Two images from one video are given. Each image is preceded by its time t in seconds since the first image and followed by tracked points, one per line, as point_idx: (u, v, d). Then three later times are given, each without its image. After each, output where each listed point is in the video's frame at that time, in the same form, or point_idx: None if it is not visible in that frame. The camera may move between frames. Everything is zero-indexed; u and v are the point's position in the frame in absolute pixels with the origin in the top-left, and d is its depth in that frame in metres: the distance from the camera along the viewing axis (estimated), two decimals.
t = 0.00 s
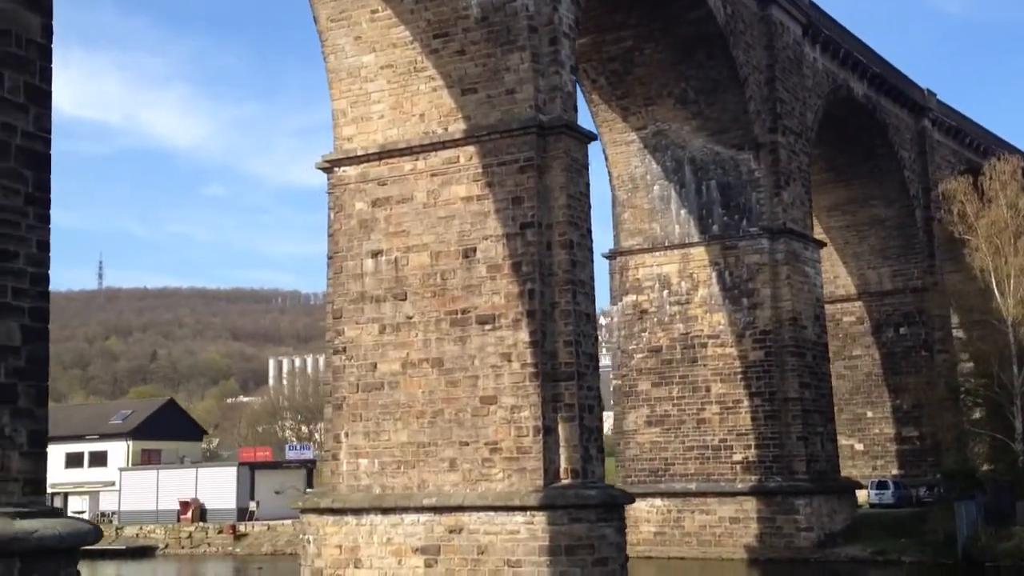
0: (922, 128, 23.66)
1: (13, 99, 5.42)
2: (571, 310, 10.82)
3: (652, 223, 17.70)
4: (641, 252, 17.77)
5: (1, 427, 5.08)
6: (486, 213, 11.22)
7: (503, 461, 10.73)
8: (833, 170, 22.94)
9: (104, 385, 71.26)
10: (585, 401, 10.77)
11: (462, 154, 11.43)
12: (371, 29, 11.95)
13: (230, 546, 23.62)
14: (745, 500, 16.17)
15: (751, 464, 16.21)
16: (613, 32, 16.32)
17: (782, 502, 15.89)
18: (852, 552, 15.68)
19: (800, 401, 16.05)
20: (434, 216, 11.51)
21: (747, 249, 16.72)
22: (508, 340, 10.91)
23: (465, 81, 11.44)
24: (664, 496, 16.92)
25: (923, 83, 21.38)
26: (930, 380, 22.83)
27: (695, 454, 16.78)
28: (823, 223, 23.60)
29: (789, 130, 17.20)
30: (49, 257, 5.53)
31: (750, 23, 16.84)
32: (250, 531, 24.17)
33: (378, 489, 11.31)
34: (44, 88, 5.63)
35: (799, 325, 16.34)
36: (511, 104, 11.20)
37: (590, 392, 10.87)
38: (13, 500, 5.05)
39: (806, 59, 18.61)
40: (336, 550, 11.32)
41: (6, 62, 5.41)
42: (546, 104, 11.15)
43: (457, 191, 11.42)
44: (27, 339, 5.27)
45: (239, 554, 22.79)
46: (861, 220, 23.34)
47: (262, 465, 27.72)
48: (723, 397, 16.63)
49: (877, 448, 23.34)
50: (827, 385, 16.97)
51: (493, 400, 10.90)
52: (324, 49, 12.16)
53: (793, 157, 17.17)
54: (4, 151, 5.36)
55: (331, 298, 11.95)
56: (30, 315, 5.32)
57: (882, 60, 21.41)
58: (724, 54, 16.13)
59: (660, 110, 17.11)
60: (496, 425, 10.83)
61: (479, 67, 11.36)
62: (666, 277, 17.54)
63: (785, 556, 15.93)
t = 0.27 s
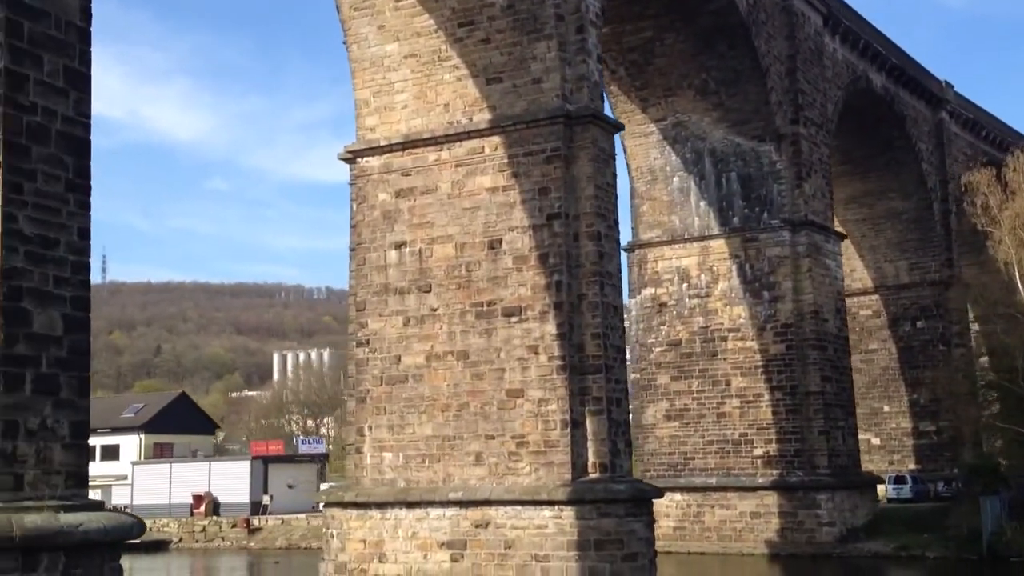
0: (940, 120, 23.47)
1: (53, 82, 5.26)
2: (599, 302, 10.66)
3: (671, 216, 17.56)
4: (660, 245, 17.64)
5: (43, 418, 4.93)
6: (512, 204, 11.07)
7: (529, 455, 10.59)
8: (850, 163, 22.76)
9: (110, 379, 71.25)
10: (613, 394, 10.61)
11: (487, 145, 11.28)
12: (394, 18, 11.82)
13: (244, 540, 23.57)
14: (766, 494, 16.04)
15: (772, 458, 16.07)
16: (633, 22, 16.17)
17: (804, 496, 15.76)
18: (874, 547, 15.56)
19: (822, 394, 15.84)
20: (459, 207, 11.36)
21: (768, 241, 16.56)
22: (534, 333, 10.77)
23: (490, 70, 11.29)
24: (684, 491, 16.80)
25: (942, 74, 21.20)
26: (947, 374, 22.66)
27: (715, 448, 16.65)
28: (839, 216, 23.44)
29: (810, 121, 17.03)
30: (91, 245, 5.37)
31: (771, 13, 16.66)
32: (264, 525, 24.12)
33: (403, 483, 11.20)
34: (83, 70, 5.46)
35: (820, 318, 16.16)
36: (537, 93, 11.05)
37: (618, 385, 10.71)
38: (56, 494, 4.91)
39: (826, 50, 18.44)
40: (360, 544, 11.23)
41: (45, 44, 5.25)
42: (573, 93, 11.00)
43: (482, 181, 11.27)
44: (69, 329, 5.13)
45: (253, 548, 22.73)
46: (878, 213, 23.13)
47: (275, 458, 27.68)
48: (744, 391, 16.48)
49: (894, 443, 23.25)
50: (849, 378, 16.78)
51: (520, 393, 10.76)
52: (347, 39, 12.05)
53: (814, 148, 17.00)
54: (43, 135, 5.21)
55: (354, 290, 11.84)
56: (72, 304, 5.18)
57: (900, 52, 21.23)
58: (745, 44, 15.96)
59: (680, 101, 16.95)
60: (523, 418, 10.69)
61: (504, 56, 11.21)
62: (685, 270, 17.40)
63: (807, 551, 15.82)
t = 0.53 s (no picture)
0: (956, 113, 23.28)
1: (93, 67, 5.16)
2: (626, 295, 10.50)
3: (689, 209, 17.42)
4: (679, 238, 17.51)
5: (86, 411, 4.87)
6: (537, 196, 10.92)
7: (556, 450, 10.45)
8: (866, 157, 22.60)
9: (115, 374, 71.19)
10: (640, 388, 10.46)
11: (512, 136, 11.13)
12: (417, 8, 11.69)
13: (256, 536, 23.47)
14: (786, 490, 15.90)
15: (792, 454, 15.94)
16: (653, 13, 16.01)
17: (825, 492, 15.63)
18: (896, 543, 15.43)
19: (842, 389, 15.70)
20: (483, 199, 11.22)
21: (788, 235, 16.42)
22: (560, 327, 10.62)
23: (515, 60, 11.15)
24: (703, 486, 16.67)
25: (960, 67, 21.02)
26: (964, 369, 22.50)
27: (734, 444, 16.52)
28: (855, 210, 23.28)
29: (830, 114, 16.86)
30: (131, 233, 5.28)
31: (791, 4, 16.50)
32: (276, 521, 24.03)
33: (426, 478, 11.08)
34: (122, 55, 5.37)
35: (841, 312, 16.00)
36: (562, 84, 10.89)
37: (645, 379, 10.56)
38: (101, 488, 4.86)
39: (845, 42, 18.27)
40: (383, 540, 11.12)
41: (85, 27, 5.16)
42: (599, 84, 10.85)
43: (506, 173, 11.13)
44: (111, 321, 5.05)
45: (266, 544, 22.63)
46: (893, 207, 22.95)
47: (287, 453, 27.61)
48: (763, 386, 16.34)
49: (909, 438, 23.25)
50: (869, 373, 16.62)
51: (546, 387, 10.62)
52: (369, 29, 11.93)
53: (833, 141, 16.83)
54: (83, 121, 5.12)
55: (376, 283, 11.71)
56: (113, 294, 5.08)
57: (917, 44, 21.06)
58: (766, 36, 15.80)
59: (699, 93, 16.80)
60: (549, 413, 10.55)
61: (529, 46, 11.07)
62: (704, 263, 17.26)
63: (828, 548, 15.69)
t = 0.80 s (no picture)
0: (972, 107, 23.10)
1: (136, 51, 4.99)
2: (653, 288, 10.33)
3: (707, 202, 17.27)
4: (697, 232, 17.37)
5: (130, 403, 4.72)
6: (563, 187, 10.76)
7: (582, 445, 10.30)
8: (882, 151, 22.43)
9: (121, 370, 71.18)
10: (667, 382, 10.31)
11: (537, 127, 10.97)
12: None
13: (269, 531, 23.39)
14: (806, 486, 15.75)
15: (813, 449, 15.80)
16: (673, 5, 15.86)
17: (846, 488, 15.49)
18: (918, 540, 15.28)
19: (863, 384, 15.53)
20: (507, 190, 11.07)
21: (808, 229, 16.27)
22: (587, 320, 10.47)
23: (540, 50, 11.00)
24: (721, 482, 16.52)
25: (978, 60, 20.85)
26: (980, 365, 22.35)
27: (753, 439, 16.39)
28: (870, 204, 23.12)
29: (850, 106, 16.70)
30: (174, 223, 5.16)
31: None
32: (289, 516, 23.96)
33: (450, 473, 10.95)
34: (163, 39, 5.19)
35: (862, 307, 15.84)
36: (589, 74, 10.74)
37: (672, 373, 10.41)
38: (147, 482, 4.72)
39: (864, 34, 18.11)
40: (406, 535, 11.02)
41: (127, 10, 4.98)
42: (626, 74, 10.70)
43: (531, 165, 10.98)
44: (155, 311, 4.92)
45: (279, 539, 22.55)
46: (909, 201, 22.76)
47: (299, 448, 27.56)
48: (783, 381, 16.20)
49: (925, 434, 23.14)
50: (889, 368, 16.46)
51: (572, 381, 10.47)
52: (391, 20, 11.81)
53: (854, 134, 16.67)
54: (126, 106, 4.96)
55: (398, 276, 11.59)
56: (156, 284, 4.96)
57: (935, 37, 20.89)
58: (787, 27, 15.64)
59: (719, 85, 16.65)
60: (575, 407, 10.40)
61: (554, 36, 10.92)
62: (722, 257, 17.12)
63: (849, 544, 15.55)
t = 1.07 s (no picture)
0: (989, 100, 22.91)
1: (180, 34, 4.87)
2: (682, 282, 10.15)
3: (726, 195, 17.12)
4: (716, 226, 17.20)
5: (178, 395, 4.63)
6: (589, 179, 10.61)
7: (611, 440, 10.13)
8: (899, 144, 22.26)
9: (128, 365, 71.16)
10: (697, 376, 10.12)
11: (563, 117, 10.82)
12: None
13: (282, 526, 23.30)
14: (827, 482, 15.61)
15: (834, 445, 15.67)
16: None
17: (868, 484, 15.36)
18: (941, 537, 15.14)
19: (885, 379, 15.39)
20: (532, 182, 10.92)
21: (829, 222, 16.10)
22: (615, 313, 10.31)
23: (567, 40, 10.85)
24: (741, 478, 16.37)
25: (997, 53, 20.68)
26: (997, 360, 22.19)
27: (774, 435, 16.24)
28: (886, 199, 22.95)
29: (871, 98, 16.52)
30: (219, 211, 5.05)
31: None
32: (302, 511, 23.89)
33: (475, 468, 10.83)
34: (206, 22, 5.06)
35: (884, 301, 15.69)
36: (616, 64, 10.58)
37: (702, 367, 10.22)
38: (195, 476, 4.62)
39: (884, 26, 17.93)
40: (431, 531, 10.92)
41: None
42: (654, 64, 10.53)
43: (557, 156, 10.82)
44: (201, 300, 4.81)
45: (293, 534, 22.46)
46: (926, 195, 22.54)
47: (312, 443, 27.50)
48: (804, 375, 16.06)
49: (941, 430, 22.99)
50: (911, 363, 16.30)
51: (600, 375, 10.32)
52: (414, 9, 11.68)
53: (875, 127, 16.49)
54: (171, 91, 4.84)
55: (422, 269, 11.46)
56: (203, 273, 4.85)
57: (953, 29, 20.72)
58: (808, 18, 15.46)
59: (739, 77, 16.48)
60: (603, 401, 10.24)
61: (581, 25, 10.77)
62: (741, 251, 16.97)
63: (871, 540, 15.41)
